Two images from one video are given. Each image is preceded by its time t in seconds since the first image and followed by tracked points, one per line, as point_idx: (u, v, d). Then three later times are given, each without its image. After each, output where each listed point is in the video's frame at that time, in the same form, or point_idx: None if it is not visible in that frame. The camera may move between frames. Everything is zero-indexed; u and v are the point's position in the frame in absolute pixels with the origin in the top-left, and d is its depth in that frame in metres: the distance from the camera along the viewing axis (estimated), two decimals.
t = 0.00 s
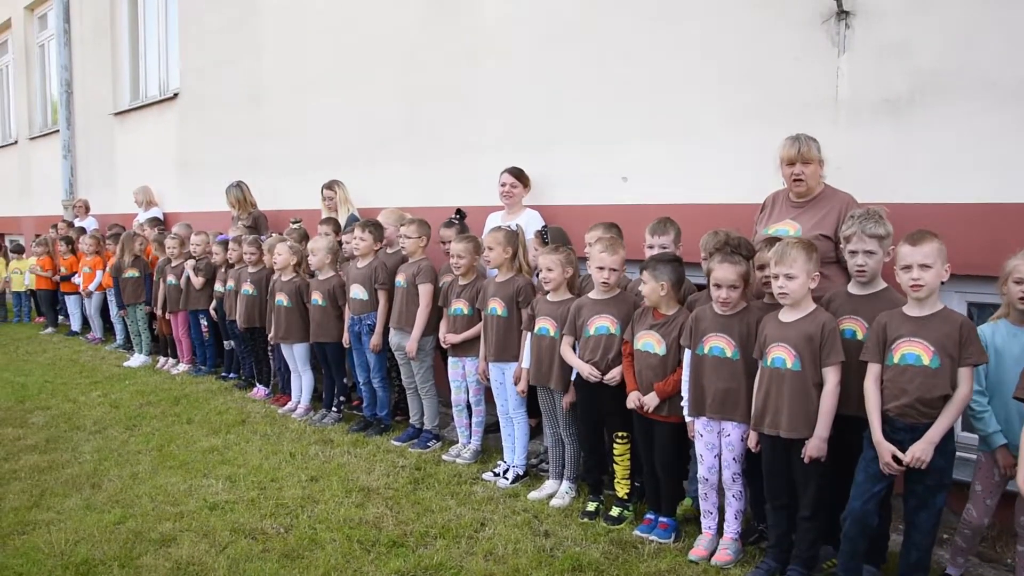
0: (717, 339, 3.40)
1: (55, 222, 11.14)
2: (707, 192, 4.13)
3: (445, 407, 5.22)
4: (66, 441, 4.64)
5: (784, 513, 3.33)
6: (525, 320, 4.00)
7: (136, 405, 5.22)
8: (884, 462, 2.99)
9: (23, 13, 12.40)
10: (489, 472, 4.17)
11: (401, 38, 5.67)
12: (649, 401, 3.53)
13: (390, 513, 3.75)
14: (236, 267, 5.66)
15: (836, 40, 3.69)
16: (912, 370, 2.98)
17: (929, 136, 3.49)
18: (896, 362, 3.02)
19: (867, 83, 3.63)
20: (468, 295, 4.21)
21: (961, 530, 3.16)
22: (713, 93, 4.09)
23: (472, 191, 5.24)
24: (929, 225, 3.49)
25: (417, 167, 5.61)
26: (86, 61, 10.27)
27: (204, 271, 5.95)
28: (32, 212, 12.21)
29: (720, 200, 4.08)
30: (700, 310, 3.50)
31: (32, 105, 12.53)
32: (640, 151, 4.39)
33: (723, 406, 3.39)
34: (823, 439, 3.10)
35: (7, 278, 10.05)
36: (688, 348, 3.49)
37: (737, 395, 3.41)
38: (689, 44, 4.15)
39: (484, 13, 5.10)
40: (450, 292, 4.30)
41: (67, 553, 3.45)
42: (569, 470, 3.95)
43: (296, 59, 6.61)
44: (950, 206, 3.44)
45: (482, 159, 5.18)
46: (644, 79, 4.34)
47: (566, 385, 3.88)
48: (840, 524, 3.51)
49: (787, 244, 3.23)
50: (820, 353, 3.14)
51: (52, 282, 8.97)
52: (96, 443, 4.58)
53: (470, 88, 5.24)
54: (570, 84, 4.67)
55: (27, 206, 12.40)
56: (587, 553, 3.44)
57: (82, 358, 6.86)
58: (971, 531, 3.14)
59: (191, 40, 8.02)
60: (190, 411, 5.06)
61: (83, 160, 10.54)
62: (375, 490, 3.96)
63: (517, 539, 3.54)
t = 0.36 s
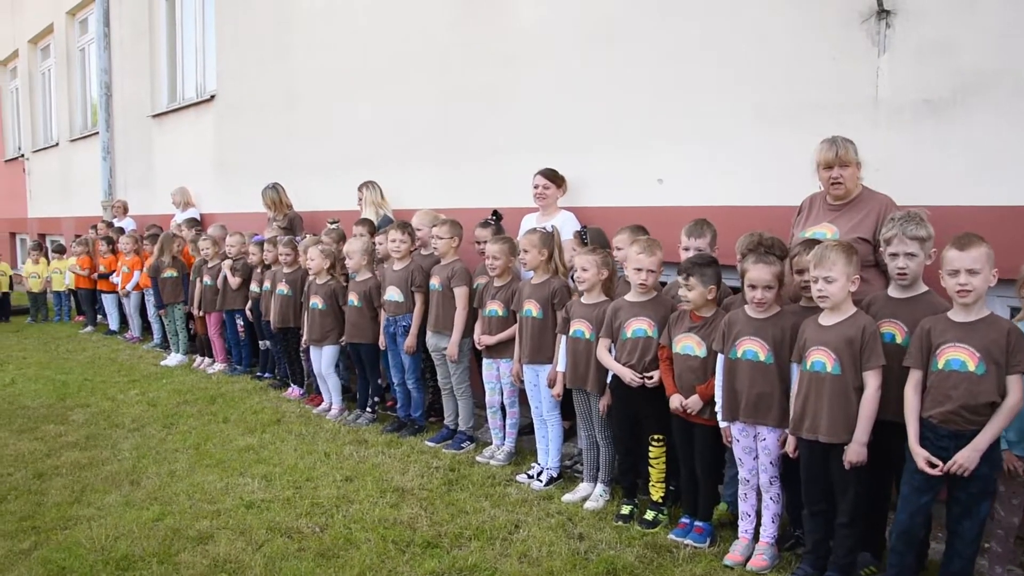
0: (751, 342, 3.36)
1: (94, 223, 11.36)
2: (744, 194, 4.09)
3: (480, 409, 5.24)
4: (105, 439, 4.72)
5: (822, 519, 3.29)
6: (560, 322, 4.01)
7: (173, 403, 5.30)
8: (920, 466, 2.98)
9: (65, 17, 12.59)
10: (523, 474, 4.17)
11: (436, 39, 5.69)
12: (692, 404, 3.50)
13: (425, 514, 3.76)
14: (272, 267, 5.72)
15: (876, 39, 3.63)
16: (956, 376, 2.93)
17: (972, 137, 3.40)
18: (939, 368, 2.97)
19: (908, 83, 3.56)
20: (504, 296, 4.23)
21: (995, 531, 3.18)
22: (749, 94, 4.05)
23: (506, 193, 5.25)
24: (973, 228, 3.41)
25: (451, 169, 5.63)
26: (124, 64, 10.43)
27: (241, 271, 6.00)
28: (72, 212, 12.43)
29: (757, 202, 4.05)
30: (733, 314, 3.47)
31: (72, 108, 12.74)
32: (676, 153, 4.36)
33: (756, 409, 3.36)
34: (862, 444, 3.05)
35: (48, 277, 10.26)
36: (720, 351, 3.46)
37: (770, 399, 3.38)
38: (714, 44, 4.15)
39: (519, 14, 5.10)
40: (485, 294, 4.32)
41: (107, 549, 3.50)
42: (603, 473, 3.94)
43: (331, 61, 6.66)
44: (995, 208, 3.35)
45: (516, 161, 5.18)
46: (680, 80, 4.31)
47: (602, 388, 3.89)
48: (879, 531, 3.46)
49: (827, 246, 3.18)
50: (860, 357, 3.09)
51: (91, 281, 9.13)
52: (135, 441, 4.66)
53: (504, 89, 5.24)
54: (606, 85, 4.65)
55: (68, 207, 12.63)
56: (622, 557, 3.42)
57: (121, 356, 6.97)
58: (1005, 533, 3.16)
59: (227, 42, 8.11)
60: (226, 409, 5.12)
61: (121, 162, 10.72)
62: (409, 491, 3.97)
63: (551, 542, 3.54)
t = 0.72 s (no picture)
0: (785, 345, 3.34)
1: (127, 223, 11.54)
2: (777, 196, 4.06)
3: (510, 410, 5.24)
4: (139, 436, 4.78)
5: (856, 525, 3.26)
6: (592, 325, 4.00)
7: (205, 402, 5.35)
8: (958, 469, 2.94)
9: (101, 20, 12.76)
10: (553, 476, 4.17)
11: (468, 41, 5.70)
12: (728, 407, 3.50)
13: (455, 515, 3.77)
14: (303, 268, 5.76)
15: (912, 40, 3.57)
16: (994, 381, 2.87)
17: (1012, 138, 3.33)
18: (977, 372, 2.92)
19: (946, 84, 3.50)
20: (535, 298, 4.23)
21: None
22: (783, 95, 4.02)
23: (537, 195, 5.25)
24: (1014, 231, 3.34)
25: (481, 170, 5.65)
26: (158, 66, 10.56)
27: (272, 272, 6.06)
28: (107, 213, 12.64)
29: (791, 204, 4.01)
30: (766, 317, 3.44)
31: (108, 110, 12.93)
32: (708, 154, 4.34)
33: (790, 412, 3.32)
34: (900, 452, 3.01)
35: (83, 277, 10.43)
36: (753, 355, 3.45)
37: (804, 403, 3.35)
38: (751, 44, 4.11)
39: (551, 15, 5.09)
40: (516, 295, 4.33)
41: (142, 545, 3.54)
42: (634, 476, 3.93)
43: (363, 63, 6.69)
44: None
45: (547, 163, 5.19)
46: (712, 81, 4.29)
47: (632, 391, 3.86)
48: (915, 538, 3.41)
49: (866, 248, 3.14)
50: (898, 363, 3.04)
51: (125, 281, 9.27)
52: (168, 439, 4.71)
53: (536, 91, 5.24)
54: (638, 86, 4.64)
55: (103, 207, 12.84)
56: (652, 560, 3.41)
57: (153, 355, 7.07)
58: None
59: (259, 44, 8.18)
60: (257, 409, 5.17)
61: (154, 163, 10.86)
62: (439, 492, 3.98)
63: (581, 544, 3.53)
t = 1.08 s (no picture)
0: (811, 348, 3.31)
1: (151, 224, 11.65)
2: (803, 197, 4.03)
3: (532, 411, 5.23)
4: (163, 435, 4.82)
5: (882, 529, 3.22)
6: (616, 327, 4.00)
7: (228, 401, 5.39)
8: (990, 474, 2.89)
9: (126, 22, 12.86)
10: (576, 478, 4.16)
11: (492, 41, 5.69)
12: (750, 410, 3.46)
13: (478, 516, 3.77)
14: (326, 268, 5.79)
15: (941, 39, 3.53)
16: None
17: None
18: (1008, 376, 2.88)
19: (975, 83, 3.45)
20: (558, 299, 4.23)
21: None
22: (809, 95, 3.98)
23: (560, 195, 5.24)
24: None
25: (504, 170, 5.65)
26: (182, 68, 10.63)
27: (294, 272, 6.08)
28: (132, 213, 12.77)
29: (818, 205, 3.98)
30: (791, 321, 3.41)
31: (133, 112, 13.03)
32: (732, 155, 4.31)
33: (816, 415, 3.30)
34: (928, 457, 2.96)
35: (107, 276, 10.54)
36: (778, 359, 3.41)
37: (830, 406, 3.32)
38: (777, 43, 4.08)
39: (574, 16, 5.08)
40: (539, 296, 4.32)
41: (166, 543, 3.56)
42: (657, 478, 3.91)
43: (387, 64, 6.71)
44: None
45: (570, 163, 5.18)
46: (737, 81, 4.26)
47: (655, 393, 3.85)
48: (944, 543, 3.37)
49: (896, 250, 3.09)
50: (927, 367, 2.99)
51: (149, 281, 9.37)
52: (192, 438, 4.74)
53: (560, 91, 5.23)
54: (662, 86, 4.62)
55: (128, 207, 12.98)
56: (676, 563, 3.39)
57: (176, 354, 7.12)
58: None
59: (283, 45, 8.22)
60: (280, 408, 5.20)
61: (179, 164, 10.95)
62: (462, 493, 3.98)
63: (604, 546, 3.51)
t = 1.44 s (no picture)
0: (834, 349, 3.28)
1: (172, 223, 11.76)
2: (827, 197, 3.99)
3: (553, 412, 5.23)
4: (185, 433, 4.85)
5: (907, 532, 3.19)
6: (637, 327, 3.98)
7: (249, 400, 5.42)
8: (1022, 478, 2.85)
9: (148, 24, 12.94)
10: (596, 478, 4.15)
11: (513, 41, 5.68)
12: (773, 410, 3.43)
13: (498, 516, 3.77)
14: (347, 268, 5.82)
15: (968, 37, 3.48)
16: None
17: None
18: None
19: (1002, 82, 3.40)
20: (579, 299, 4.24)
21: None
22: (833, 94, 3.95)
23: (581, 195, 5.24)
24: None
25: (525, 170, 5.65)
26: (203, 69, 10.69)
27: (315, 271, 6.13)
28: (154, 213, 12.89)
29: (842, 205, 3.94)
30: (815, 321, 3.39)
31: (155, 112, 13.12)
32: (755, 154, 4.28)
33: (839, 416, 3.27)
34: (953, 460, 2.93)
35: (129, 276, 10.64)
36: (801, 359, 3.38)
37: (853, 407, 3.29)
38: (800, 42, 4.05)
39: (595, 15, 5.07)
40: (559, 296, 4.33)
41: (188, 541, 3.59)
42: (678, 479, 3.90)
43: (407, 64, 6.71)
44: None
45: (590, 163, 5.17)
46: (759, 81, 4.23)
47: (675, 393, 3.83)
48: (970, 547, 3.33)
49: (920, 250, 3.05)
50: (953, 369, 2.96)
51: (171, 280, 9.45)
52: (213, 436, 4.77)
53: (581, 91, 5.21)
54: (684, 86, 4.59)
55: (150, 206, 13.09)
56: (697, 565, 3.37)
57: (198, 353, 7.18)
58: None
59: (303, 46, 8.25)
60: (301, 407, 5.22)
61: (200, 164, 11.04)
62: (482, 493, 3.98)
63: (625, 547, 3.50)
